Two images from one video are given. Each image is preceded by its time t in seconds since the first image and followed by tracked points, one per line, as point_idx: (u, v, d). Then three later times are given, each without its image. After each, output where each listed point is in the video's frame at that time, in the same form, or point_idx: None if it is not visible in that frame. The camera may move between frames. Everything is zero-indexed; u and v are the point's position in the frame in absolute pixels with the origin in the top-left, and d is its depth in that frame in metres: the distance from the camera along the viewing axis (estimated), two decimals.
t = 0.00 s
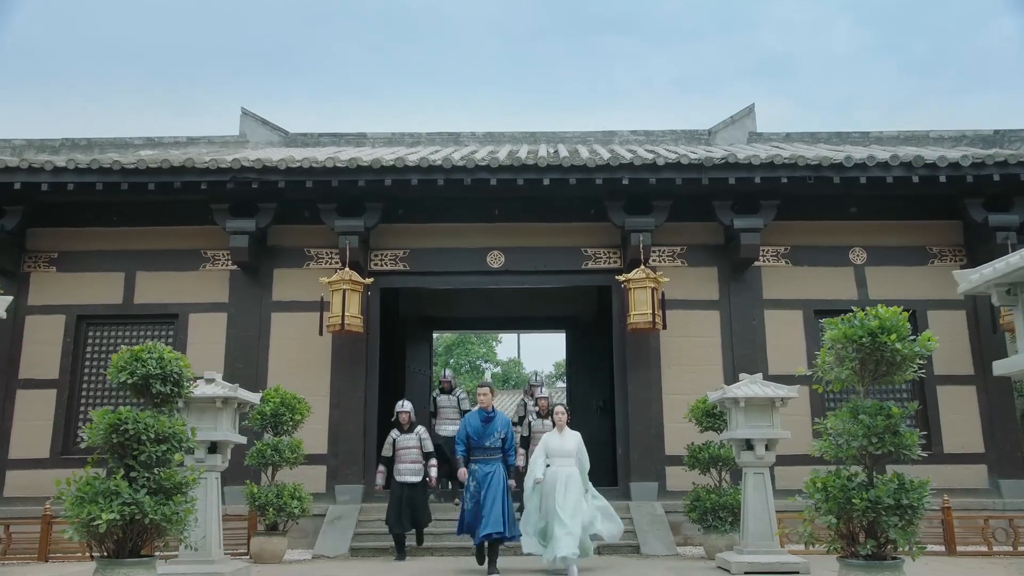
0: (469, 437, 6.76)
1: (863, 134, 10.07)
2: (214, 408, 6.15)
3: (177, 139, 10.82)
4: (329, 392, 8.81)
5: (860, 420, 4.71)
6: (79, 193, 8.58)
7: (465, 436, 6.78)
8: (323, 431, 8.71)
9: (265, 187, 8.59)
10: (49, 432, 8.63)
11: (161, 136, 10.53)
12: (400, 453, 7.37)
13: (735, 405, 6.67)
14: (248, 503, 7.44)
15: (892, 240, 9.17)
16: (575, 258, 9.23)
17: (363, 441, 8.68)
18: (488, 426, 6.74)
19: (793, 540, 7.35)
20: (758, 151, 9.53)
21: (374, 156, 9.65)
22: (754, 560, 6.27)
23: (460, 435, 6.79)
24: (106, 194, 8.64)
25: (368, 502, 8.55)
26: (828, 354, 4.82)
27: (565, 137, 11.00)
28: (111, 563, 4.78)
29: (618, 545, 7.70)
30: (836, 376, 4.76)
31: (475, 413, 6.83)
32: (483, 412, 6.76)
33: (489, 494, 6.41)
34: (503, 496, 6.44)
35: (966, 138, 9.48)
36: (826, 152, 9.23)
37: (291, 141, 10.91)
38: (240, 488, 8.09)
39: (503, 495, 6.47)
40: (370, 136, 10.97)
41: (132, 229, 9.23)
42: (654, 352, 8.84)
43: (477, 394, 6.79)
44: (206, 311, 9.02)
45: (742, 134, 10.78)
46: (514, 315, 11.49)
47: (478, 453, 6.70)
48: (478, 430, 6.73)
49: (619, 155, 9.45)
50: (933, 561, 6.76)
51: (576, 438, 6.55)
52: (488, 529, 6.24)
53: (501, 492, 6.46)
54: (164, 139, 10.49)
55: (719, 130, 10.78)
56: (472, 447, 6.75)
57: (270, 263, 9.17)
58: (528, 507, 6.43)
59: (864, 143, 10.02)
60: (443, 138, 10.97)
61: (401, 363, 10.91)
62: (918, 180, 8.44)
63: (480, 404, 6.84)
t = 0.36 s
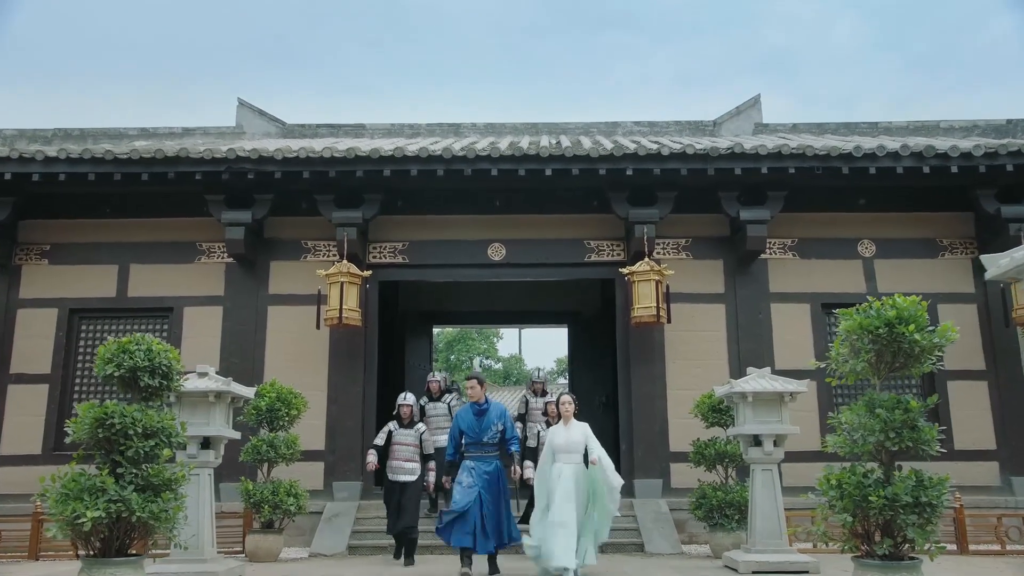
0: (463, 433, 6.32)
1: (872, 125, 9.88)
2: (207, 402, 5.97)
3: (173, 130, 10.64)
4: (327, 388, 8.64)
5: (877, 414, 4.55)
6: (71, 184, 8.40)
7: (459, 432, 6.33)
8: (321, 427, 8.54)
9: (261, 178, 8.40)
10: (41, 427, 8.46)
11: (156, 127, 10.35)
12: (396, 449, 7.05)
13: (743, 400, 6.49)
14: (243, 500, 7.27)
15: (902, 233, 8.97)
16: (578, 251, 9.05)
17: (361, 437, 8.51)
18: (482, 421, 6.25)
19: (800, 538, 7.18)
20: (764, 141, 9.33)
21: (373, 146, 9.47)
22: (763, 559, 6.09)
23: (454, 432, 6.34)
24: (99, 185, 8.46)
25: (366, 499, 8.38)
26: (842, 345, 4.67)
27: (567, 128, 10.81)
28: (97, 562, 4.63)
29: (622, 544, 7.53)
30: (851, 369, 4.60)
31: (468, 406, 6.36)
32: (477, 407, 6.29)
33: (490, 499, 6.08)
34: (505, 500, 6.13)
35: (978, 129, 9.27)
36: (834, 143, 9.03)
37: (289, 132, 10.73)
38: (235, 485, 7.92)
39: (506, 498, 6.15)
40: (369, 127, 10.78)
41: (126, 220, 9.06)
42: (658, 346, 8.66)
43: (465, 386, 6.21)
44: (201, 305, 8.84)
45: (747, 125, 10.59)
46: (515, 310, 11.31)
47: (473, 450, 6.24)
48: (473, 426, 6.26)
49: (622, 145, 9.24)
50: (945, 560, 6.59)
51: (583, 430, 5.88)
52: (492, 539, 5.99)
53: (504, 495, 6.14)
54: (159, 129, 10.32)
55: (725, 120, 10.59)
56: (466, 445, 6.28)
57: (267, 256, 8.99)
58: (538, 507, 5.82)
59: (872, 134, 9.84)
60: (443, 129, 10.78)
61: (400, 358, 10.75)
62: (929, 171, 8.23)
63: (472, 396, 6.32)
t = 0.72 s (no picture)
0: (449, 418, 5.53)
1: (879, 119, 9.70)
2: (199, 400, 5.81)
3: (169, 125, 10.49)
4: (324, 386, 8.47)
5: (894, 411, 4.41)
6: (63, 178, 8.24)
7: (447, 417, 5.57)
8: (318, 426, 8.37)
9: (257, 172, 8.22)
10: (33, 426, 8.29)
11: (152, 122, 10.19)
12: (386, 443, 6.72)
13: (750, 398, 6.31)
14: (237, 500, 7.09)
15: (911, 228, 8.80)
16: (580, 246, 8.88)
17: (359, 435, 8.34)
18: (472, 405, 5.49)
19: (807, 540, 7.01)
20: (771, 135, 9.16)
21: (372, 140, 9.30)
22: (770, 561, 5.92)
23: (438, 418, 5.55)
24: (92, 180, 8.29)
25: (364, 499, 8.21)
26: (858, 340, 4.53)
27: (569, 123, 10.64)
28: (82, 564, 4.48)
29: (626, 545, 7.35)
30: (867, 364, 4.45)
31: (455, 389, 5.58)
32: (465, 389, 5.52)
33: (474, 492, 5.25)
34: (493, 495, 5.27)
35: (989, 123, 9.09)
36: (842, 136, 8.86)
37: (286, 127, 10.57)
38: (231, 485, 7.76)
39: (496, 494, 5.29)
40: (369, 121, 10.61)
41: (120, 216, 8.89)
42: (662, 344, 8.49)
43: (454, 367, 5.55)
44: (197, 302, 8.67)
45: (753, 119, 10.42)
46: (515, 308, 11.14)
47: (459, 438, 5.47)
48: (460, 410, 5.50)
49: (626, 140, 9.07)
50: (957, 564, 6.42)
51: (589, 419, 5.65)
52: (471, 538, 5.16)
53: (492, 489, 5.29)
54: (155, 124, 10.16)
55: (730, 115, 10.42)
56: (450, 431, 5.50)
57: (263, 252, 8.82)
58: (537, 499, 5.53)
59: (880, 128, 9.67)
60: (443, 123, 10.62)
61: (400, 356, 10.59)
62: (940, 164, 8.05)
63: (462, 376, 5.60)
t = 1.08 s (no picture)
0: (441, 414, 5.14)
1: (887, 112, 9.53)
2: (191, 398, 5.65)
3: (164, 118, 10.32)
4: (321, 384, 8.29)
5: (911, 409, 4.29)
6: (54, 172, 8.07)
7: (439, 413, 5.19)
8: (315, 425, 8.20)
9: (252, 165, 8.05)
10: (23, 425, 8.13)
11: (147, 115, 10.03)
12: (364, 434, 5.91)
13: (758, 396, 6.13)
14: (231, 500, 6.92)
15: (920, 223, 8.62)
16: (582, 242, 8.70)
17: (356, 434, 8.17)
18: (466, 402, 5.09)
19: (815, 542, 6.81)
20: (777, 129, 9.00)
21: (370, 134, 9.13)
22: (778, 564, 5.74)
23: (431, 412, 5.17)
24: (85, 173, 8.12)
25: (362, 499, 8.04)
26: (875, 335, 4.41)
27: (571, 116, 10.47)
28: (65, 567, 4.31)
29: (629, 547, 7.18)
30: (883, 359, 4.35)
31: (452, 383, 5.17)
32: (462, 384, 5.11)
33: (463, 501, 4.89)
34: (483, 504, 4.90)
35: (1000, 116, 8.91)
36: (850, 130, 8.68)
37: (283, 121, 10.41)
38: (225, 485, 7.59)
39: (486, 504, 4.93)
40: (367, 115, 10.45)
41: (114, 210, 8.72)
42: (666, 341, 8.31)
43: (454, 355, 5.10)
44: (191, 298, 8.50)
45: (758, 113, 10.25)
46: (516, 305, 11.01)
47: (450, 437, 5.08)
48: (452, 407, 5.09)
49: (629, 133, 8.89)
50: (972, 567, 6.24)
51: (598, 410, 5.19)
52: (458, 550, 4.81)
53: (480, 497, 4.91)
54: (150, 118, 9.99)
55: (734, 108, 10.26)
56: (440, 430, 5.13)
57: (259, 247, 8.65)
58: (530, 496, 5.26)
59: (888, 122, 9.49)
60: (443, 117, 10.45)
61: (399, 353, 10.43)
62: (950, 158, 7.87)
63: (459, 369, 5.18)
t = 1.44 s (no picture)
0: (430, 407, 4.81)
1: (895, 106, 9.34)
2: (180, 397, 5.45)
3: (157, 113, 10.14)
4: (317, 384, 8.10)
5: (930, 407, 4.10)
6: (44, 166, 7.88)
7: (426, 405, 4.83)
8: (310, 425, 8.02)
9: (246, 159, 7.86)
10: (11, 426, 7.94)
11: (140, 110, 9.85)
12: (346, 437, 5.66)
13: (766, 396, 5.93)
14: (223, 503, 6.73)
15: (929, 219, 8.42)
16: (584, 238, 8.51)
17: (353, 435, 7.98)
18: (456, 392, 4.76)
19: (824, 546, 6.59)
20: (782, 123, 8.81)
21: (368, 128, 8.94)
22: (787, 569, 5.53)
23: (418, 405, 4.83)
24: (75, 168, 7.93)
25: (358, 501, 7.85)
26: (891, 329, 4.22)
27: (572, 111, 10.29)
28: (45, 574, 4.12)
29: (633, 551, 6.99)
30: (900, 356, 4.17)
31: (439, 373, 4.85)
32: (450, 373, 4.78)
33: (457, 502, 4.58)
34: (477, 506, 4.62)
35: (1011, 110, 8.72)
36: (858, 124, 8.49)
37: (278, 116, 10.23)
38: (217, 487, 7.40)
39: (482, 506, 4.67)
40: (365, 109, 10.27)
41: (105, 206, 8.53)
42: (670, 340, 8.11)
43: (440, 343, 4.77)
44: (184, 295, 8.31)
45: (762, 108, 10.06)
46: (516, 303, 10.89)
47: (441, 432, 4.74)
48: (442, 399, 4.76)
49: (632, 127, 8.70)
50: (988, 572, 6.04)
51: (599, 409, 4.95)
52: (452, 554, 4.41)
53: (475, 499, 4.63)
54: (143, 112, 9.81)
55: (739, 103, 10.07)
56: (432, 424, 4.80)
57: (253, 243, 8.46)
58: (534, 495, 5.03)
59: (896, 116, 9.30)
60: (442, 112, 10.27)
61: (397, 352, 10.25)
62: (962, 152, 7.68)
63: (446, 355, 4.85)
